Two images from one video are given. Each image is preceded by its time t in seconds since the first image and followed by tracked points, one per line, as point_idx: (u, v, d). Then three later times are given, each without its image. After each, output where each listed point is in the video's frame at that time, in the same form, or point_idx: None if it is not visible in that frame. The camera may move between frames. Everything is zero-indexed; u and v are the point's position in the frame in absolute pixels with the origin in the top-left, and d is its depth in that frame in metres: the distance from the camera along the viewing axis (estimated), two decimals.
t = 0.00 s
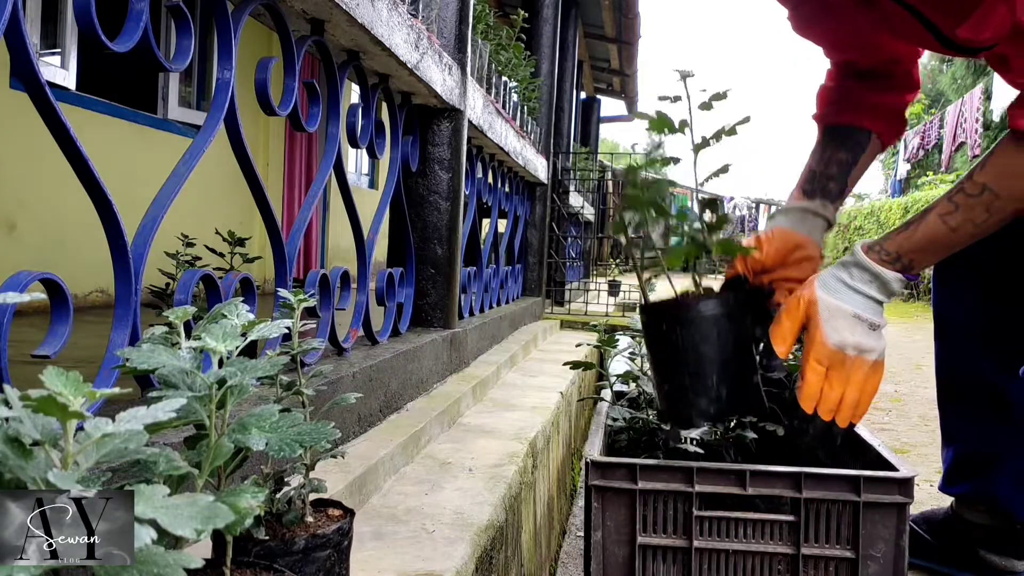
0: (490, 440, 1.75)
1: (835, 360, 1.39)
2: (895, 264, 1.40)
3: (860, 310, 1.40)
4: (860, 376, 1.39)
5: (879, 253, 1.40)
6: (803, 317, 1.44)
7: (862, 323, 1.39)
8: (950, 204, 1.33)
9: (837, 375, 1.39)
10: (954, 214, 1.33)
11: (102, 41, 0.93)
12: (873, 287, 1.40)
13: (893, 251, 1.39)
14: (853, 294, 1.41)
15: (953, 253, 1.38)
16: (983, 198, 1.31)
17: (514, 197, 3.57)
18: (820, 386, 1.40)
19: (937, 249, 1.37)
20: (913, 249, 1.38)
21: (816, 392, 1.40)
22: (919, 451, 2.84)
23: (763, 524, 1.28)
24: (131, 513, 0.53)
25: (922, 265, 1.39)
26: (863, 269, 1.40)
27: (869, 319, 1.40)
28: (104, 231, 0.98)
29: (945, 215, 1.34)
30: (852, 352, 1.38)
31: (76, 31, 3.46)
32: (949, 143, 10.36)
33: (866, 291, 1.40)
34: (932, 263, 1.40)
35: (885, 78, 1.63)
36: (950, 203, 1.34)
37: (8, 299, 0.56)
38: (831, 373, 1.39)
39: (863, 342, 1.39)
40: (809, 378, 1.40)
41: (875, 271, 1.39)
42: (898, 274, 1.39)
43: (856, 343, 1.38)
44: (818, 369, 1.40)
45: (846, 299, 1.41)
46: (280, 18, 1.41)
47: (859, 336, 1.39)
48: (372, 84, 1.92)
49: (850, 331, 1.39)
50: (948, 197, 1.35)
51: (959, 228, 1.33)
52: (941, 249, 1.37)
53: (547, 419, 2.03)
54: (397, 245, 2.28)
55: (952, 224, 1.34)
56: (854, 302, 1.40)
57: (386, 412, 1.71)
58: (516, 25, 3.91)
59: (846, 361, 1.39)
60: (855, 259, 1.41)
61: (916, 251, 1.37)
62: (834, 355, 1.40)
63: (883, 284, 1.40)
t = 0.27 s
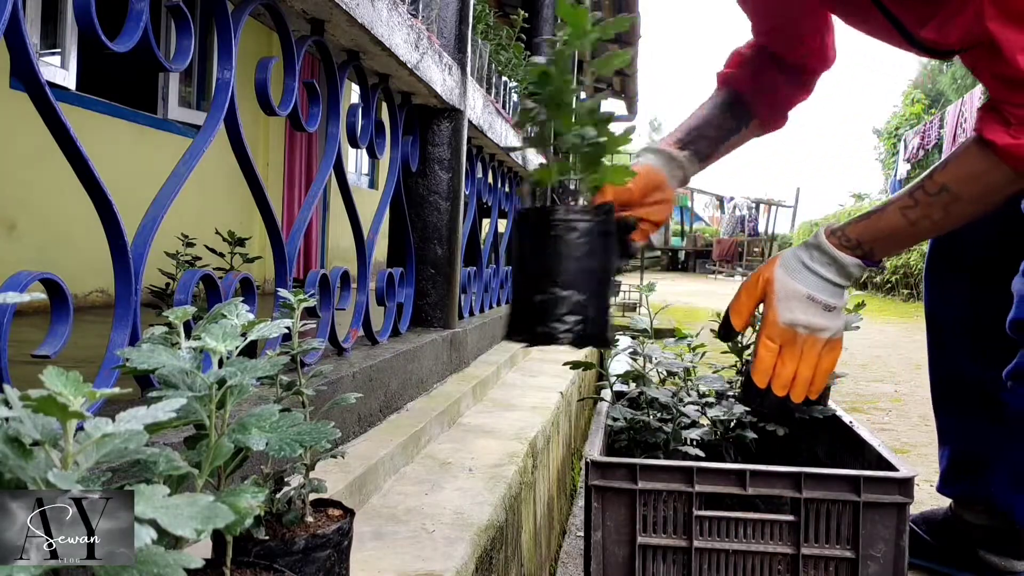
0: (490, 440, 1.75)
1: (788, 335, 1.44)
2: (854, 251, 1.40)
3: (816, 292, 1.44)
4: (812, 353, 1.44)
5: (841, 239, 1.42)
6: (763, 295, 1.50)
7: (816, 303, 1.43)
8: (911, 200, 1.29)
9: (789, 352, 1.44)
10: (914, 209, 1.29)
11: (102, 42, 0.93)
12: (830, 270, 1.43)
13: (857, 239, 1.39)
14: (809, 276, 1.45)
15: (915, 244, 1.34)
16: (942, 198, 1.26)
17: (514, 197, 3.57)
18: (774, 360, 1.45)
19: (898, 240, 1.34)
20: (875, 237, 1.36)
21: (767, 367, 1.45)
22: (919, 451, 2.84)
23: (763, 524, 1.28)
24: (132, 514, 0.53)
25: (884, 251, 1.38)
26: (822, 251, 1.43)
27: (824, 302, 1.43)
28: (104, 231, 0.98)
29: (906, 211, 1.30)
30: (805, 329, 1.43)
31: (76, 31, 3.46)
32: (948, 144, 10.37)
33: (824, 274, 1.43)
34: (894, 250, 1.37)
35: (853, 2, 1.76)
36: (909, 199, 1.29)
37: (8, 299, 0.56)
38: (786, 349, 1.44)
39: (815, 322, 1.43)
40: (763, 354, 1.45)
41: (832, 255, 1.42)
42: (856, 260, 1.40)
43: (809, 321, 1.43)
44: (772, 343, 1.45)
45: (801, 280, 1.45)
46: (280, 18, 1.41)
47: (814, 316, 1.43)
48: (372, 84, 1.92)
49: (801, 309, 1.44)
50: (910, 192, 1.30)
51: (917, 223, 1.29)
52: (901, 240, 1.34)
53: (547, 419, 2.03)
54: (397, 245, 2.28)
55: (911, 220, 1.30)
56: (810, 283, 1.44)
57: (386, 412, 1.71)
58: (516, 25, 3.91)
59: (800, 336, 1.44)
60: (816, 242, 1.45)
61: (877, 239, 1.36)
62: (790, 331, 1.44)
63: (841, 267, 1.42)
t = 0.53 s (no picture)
0: (490, 439, 1.75)
1: (768, 344, 1.32)
2: (841, 255, 1.29)
3: (799, 299, 1.31)
4: (795, 363, 1.32)
5: (829, 239, 1.30)
6: (744, 299, 1.37)
7: (796, 309, 1.30)
8: (904, 202, 1.18)
9: (771, 360, 1.32)
10: (907, 213, 1.18)
11: (102, 41, 0.93)
12: (812, 274, 1.31)
13: (842, 242, 1.28)
14: (794, 280, 1.32)
15: (905, 249, 1.24)
16: (939, 202, 1.15)
17: (514, 197, 3.57)
18: (754, 371, 1.33)
19: (885, 244, 1.24)
20: (860, 240, 1.26)
21: (748, 378, 1.33)
22: (919, 451, 2.84)
23: (763, 524, 1.28)
24: (132, 513, 0.53)
25: (867, 257, 1.28)
26: (807, 254, 1.31)
27: (807, 306, 1.31)
28: (104, 231, 0.98)
29: (898, 213, 1.19)
30: (787, 337, 1.31)
31: (76, 31, 3.46)
32: (947, 144, 10.38)
33: (807, 279, 1.31)
34: (883, 255, 1.27)
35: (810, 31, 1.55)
36: (902, 201, 1.19)
37: (8, 299, 0.56)
38: (768, 358, 1.32)
39: (798, 330, 1.31)
40: (743, 363, 1.33)
41: (818, 259, 1.29)
42: (843, 265, 1.29)
43: (791, 329, 1.30)
44: (751, 354, 1.33)
45: (785, 284, 1.32)
46: (280, 18, 1.41)
47: (795, 323, 1.30)
48: (372, 84, 1.92)
49: (782, 316, 1.30)
50: (904, 193, 1.19)
51: (911, 227, 1.19)
52: (887, 244, 1.24)
53: (547, 419, 2.03)
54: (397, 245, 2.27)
55: (901, 223, 1.20)
56: (792, 288, 1.31)
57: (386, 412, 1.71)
58: (516, 25, 3.91)
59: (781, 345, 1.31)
60: (801, 244, 1.32)
61: (860, 243, 1.26)
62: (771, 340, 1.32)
63: (827, 273, 1.30)
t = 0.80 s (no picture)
0: (490, 439, 1.75)
1: (772, 348, 1.31)
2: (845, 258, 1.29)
3: (804, 303, 1.31)
4: (798, 368, 1.31)
5: (832, 241, 1.30)
6: (746, 302, 1.37)
7: (800, 313, 1.30)
8: (911, 204, 1.19)
9: (774, 366, 1.31)
10: (914, 214, 1.19)
11: (102, 41, 0.93)
12: (815, 276, 1.31)
13: (846, 244, 1.28)
14: (796, 283, 1.32)
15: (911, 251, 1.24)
16: (947, 204, 1.15)
17: (514, 197, 3.57)
18: (759, 376, 1.32)
19: (891, 247, 1.24)
20: (864, 243, 1.26)
21: (753, 383, 1.32)
22: (919, 451, 2.84)
23: (763, 524, 1.28)
24: (132, 514, 0.53)
25: (872, 260, 1.28)
26: (810, 256, 1.31)
27: (811, 310, 1.30)
28: (104, 231, 0.98)
29: (905, 214, 1.20)
30: (791, 341, 1.30)
31: (76, 31, 3.46)
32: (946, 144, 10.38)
33: (810, 281, 1.31)
34: (887, 256, 1.27)
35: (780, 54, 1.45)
36: (909, 202, 1.20)
37: (8, 299, 0.56)
38: (771, 363, 1.32)
39: (801, 334, 1.31)
40: (746, 368, 1.32)
41: (821, 261, 1.29)
42: (847, 267, 1.29)
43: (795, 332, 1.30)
44: (755, 359, 1.32)
45: (788, 287, 1.32)
46: (280, 18, 1.41)
47: (798, 327, 1.30)
48: (372, 84, 1.92)
49: (787, 320, 1.30)
50: (912, 195, 1.20)
51: (918, 230, 1.19)
52: (892, 247, 1.24)
53: (547, 419, 2.03)
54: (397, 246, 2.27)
55: (907, 225, 1.20)
56: (795, 292, 1.31)
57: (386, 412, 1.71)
58: (516, 25, 3.91)
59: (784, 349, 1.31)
60: (803, 246, 1.32)
61: (865, 246, 1.26)
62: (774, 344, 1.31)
63: (830, 275, 1.30)
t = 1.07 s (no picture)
0: (490, 440, 1.75)
1: (767, 347, 1.31)
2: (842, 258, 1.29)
3: (799, 302, 1.30)
4: (793, 367, 1.32)
5: (828, 241, 1.30)
6: (741, 302, 1.37)
7: (796, 312, 1.30)
8: (906, 205, 1.19)
9: (769, 365, 1.32)
10: (909, 215, 1.19)
11: (102, 41, 0.93)
12: (811, 276, 1.31)
13: (842, 244, 1.29)
14: (792, 282, 1.32)
15: (907, 251, 1.24)
16: (941, 205, 1.15)
17: (514, 197, 3.57)
18: (754, 375, 1.32)
19: (887, 248, 1.24)
20: (859, 244, 1.26)
21: (747, 382, 1.32)
22: (919, 451, 2.83)
23: (763, 524, 1.28)
24: (132, 513, 0.53)
25: (868, 260, 1.28)
26: (806, 256, 1.31)
27: (806, 309, 1.30)
28: (104, 231, 0.98)
29: (899, 215, 1.20)
30: (786, 340, 1.30)
31: (76, 31, 3.46)
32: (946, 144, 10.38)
33: (805, 281, 1.31)
34: (883, 256, 1.27)
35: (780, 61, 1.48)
36: (903, 203, 1.20)
37: (8, 298, 0.56)
38: (766, 361, 1.32)
39: (797, 334, 1.30)
40: (741, 368, 1.32)
41: (817, 260, 1.29)
42: (843, 266, 1.29)
43: (791, 332, 1.30)
44: (751, 358, 1.32)
45: (783, 287, 1.32)
46: (280, 18, 1.41)
47: (794, 327, 1.30)
48: (373, 84, 1.91)
49: (782, 319, 1.30)
50: (907, 195, 1.20)
51: (913, 231, 1.19)
52: (888, 248, 1.24)
53: (547, 419, 2.03)
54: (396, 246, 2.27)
55: (903, 226, 1.20)
56: (791, 292, 1.31)
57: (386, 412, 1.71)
58: (516, 25, 3.91)
59: (780, 348, 1.31)
60: (799, 246, 1.32)
61: (860, 246, 1.26)
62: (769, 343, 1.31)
63: (826, 275, 1.30)
